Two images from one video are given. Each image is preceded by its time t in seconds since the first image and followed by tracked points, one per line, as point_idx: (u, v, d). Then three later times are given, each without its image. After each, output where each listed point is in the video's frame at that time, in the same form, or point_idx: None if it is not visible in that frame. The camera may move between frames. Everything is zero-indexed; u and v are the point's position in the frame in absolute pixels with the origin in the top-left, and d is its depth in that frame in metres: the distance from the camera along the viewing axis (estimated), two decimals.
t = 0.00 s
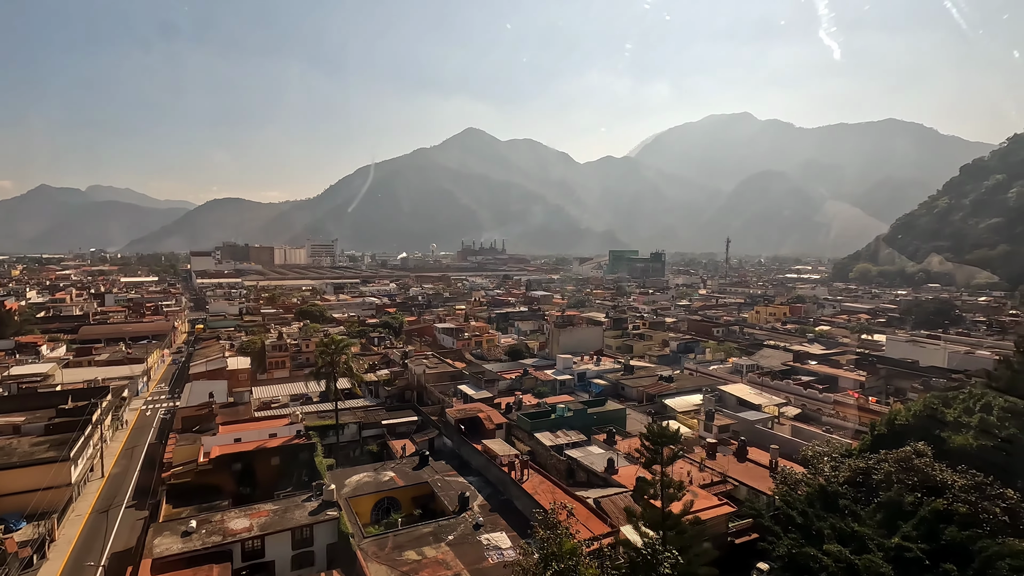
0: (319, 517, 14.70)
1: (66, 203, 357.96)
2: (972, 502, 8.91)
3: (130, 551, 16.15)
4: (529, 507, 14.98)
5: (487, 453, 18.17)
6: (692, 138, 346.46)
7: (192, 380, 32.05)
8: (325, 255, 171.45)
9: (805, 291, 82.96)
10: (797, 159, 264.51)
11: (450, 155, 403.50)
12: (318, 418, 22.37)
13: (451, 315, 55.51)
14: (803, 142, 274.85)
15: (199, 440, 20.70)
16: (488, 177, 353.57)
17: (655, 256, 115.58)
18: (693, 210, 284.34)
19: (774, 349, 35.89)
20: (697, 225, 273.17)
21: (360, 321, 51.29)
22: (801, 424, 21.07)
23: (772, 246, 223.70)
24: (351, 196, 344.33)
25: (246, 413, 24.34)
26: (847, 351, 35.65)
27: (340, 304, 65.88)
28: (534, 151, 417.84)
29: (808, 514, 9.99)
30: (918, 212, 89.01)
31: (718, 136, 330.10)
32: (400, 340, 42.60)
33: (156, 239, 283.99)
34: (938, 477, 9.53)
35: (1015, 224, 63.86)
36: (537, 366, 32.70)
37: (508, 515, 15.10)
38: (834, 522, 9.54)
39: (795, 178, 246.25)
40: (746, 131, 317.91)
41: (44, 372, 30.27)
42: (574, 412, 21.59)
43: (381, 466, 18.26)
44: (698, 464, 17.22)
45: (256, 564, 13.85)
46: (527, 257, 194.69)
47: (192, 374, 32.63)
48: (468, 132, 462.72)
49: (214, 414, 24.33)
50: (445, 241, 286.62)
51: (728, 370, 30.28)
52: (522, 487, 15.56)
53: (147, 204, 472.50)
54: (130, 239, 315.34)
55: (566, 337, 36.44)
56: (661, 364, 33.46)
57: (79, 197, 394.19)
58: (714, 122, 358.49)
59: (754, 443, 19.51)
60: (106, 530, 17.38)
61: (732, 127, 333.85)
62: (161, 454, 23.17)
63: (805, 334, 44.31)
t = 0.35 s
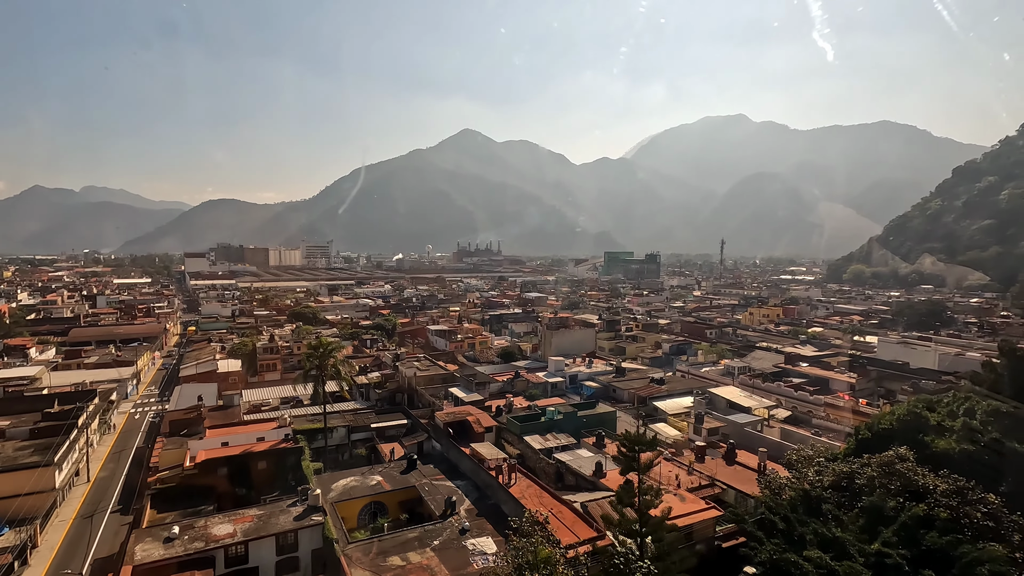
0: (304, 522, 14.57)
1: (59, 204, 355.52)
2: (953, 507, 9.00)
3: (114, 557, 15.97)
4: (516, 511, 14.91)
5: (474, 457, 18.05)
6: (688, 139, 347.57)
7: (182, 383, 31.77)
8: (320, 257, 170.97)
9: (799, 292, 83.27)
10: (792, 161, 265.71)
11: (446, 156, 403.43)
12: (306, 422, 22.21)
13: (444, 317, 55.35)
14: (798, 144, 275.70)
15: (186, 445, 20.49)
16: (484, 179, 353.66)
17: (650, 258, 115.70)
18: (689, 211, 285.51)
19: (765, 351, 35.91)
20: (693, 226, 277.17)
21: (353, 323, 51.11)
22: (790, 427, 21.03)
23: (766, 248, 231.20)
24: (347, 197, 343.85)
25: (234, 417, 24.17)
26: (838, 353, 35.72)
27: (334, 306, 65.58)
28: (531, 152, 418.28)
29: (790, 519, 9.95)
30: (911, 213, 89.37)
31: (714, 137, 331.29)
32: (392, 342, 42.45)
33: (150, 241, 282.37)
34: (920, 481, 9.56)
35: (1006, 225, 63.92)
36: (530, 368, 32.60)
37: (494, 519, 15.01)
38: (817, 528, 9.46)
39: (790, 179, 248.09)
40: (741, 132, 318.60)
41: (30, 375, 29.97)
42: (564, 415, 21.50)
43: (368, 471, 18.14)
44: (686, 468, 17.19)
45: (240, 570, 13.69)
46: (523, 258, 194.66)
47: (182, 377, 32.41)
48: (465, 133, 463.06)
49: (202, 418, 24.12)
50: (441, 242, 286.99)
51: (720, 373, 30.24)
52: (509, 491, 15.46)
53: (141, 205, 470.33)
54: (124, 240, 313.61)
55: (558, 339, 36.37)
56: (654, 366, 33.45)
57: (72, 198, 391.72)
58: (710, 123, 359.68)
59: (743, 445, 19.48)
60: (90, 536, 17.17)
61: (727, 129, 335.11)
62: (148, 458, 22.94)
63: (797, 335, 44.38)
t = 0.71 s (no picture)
0: (287, 529, 14.43)
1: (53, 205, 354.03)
2: (933, 514, 8.99)
3: (96, 564, 15.79)
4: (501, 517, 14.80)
5: (461, 462, 17.92)
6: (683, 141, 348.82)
7: (172, 386, 31.56)
8: (316, 258, 170.75)
9: (793, 293, 83.56)
10: (786, 162, 267.09)
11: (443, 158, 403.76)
12: (294, 427, 22.07)
13: (438, 319, 55.20)
14: (792, 145, 276.84)
15: (171, 449, 20.30)
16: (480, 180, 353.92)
17: (646, 259, 115.96)
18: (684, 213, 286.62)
19: (757, 353, 35.93)
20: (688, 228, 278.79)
21: (346, 325, 50.96)
22: (780, 430, 21.01)
23: (761, 249, 236.60)
24: (343, 198, 343.72)
25: (222, 420, 24.01)
26: (830, 355, 35.77)
27: (327, 308, 65.34)
28: (527, 154, 419.10)
29: (772, 525, 9.90)
30: (904, 215, 89.80)
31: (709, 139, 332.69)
32: (385, 345, 42.30)
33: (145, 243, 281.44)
34: (901, 488, 9.53)
35: (997, 227, 64.32)
36: (522, 371, 32.53)
37: (479, 525, 14.91)
38: (798, 534, 9.42)
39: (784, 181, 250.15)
40: (736, 134, 319.87)
41: (17, 379, 29.73)
42: (554, 419, 21.37)
43: (355, 476, 18.02)
44: (674, 472, 17.06)
45: None
46: (519, 260, 194.80)
47: (171, 380, 32.23)
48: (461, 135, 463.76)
49: (190, 422, 23.96)
50: (436, 243, 287.39)
51: (712, 375, 30.21)
52: (495, 497, 15.37)
53: (136, 206, 469.20)
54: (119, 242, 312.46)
55: (550, 342, 36.38)
56: (646, 369, 33.43)
57: (67, 199, 390.34)
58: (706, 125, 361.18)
59: (732, 449, 19.45)
60: (72, 542, 16.98)
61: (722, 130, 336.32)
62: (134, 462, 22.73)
63: (790, 338, 44.50)
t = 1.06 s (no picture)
0: (271, 534, 14.28)
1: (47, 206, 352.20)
2: (916, 520, 8.95)
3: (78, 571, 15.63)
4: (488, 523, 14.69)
5: (449, 467, 17.80)
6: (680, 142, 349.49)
7: (162, 390, 31.34)
8: (311, 260, 170.20)
9: (788, 294, 83.75)
10: (783, 164, 267.65)
11: (440, 159, 403.65)
12: (282, 431, 21.92)
13: (433, 321, 55.05)
14: (789, 147, 277.57)
15: (158, 454, 20.16)
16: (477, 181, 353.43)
17: (641, 261, 115.95)
18: (681, 214, 286.99)
19: (751, 356, 35.94)
20: (685, 229, 278.66)
21: (339, 328, 50.76)
22: (769, 433, 21.01)
23: (756, 251, 235.09)
24: (340, 200, 342.94)
25: (211, 424, 23.86)
26: (823, 357, 35.81)
27: (321, 310, 65.10)
28: (524, 155, 419.27)
29: (755, 532, 9.82)
30: (899, 217, 90.03)
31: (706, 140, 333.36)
32: (378, 347, 42.18)
33: (141, 244, 280.53)
34: (883, 493, 9.48)
35: (991, 228, 64.51)
36: (514, 374, 32.49)
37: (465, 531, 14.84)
38: (779, 541, 9.35)
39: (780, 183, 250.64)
40: (733, 135, 320.74)
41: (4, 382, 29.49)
42: (544, 422, 21.27)
43: (342, 480, 17.89)
44: (662, 477, 16.95)
45: None
46: (515, 262, 194.60)
47: (161, 383, 32.06)
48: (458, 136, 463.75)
49: (177, 426, 23.78)
50: (433, 244, 287.08)
51: (704, 378, 30.21)
52: (481, 502, 15.26)
53: (130, 207, 467.28)
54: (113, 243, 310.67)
55: (543, 345, 36.27)
56: (638, 371, 33.42)
57: (61, 200, 388.28)
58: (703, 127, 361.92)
59: (722, 453, 19.39)
60: (55, 548, 16.81)
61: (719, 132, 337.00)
62: (121, 467, 22.53)
63: (784, 340, 44.48)
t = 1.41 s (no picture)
0: (255, 540, 14.11)
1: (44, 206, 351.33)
2: (898, 526, 8.93)
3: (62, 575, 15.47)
4: (474, 527, 14.64)
5: (437, 471, 17.70)
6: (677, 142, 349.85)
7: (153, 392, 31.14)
8: (309, 261, 170.01)
9: (784, 295, 83.93)
10: (780, 164, 268.15)
11: (438, 159, 403.57)
12: (271, 433, 21.76)
13: (428, 322, 54.97)
14: (785, 148, 278.30)
15: (146, 457, 20.00)
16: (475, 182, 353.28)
17: (638, 262, 116.08)
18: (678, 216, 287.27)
19: (745, 357, 35.92)
20: (682, 229, 279.04)
21: (334, 329, 50.69)
22: (760, 435, 20.94)
23: (752, 252, 235.48)
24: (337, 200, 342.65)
25: (201, 426, 23.75)
26: (817, 358, 35.83)
27: (316, 312, 64.95)
28: (522, 156, 419.42)
29: (736, 537, 9.77)
30: (894, 218, 90.21)
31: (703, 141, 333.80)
32: (372, 348, 42.08)
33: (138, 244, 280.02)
34: (867, 499, 9.41)
35: (987, 229, 64.60)
36: (507, 375, 32.44)
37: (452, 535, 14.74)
38: (762, 548, 9.27)
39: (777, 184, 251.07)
40: (730, 136, 321.24)
41: None
42: (534, 425, 21.17)
43: (329, 484, 17.77)
44: (652, 480, 16.86)
45: None
46: (513, 262, 194.69)
47: (153, 384, 31.94)
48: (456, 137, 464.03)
49: (166, 428, 23.64)
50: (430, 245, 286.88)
51: (697, 379, 30.16)
52: (469, 506, 15.17)
53: (127, 206, 466.68)
54: (110, 243, 309.76)
55: (537, 346, 36.17)
56: (632, 373, 33.40)
57: (58, 200, 387.27)
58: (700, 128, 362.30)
59: (712, 455, 19.33)
60: (39, 554, 16.66)
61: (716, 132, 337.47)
62: (109, 470, 22.38)
63: (779, 341, 44.48)
